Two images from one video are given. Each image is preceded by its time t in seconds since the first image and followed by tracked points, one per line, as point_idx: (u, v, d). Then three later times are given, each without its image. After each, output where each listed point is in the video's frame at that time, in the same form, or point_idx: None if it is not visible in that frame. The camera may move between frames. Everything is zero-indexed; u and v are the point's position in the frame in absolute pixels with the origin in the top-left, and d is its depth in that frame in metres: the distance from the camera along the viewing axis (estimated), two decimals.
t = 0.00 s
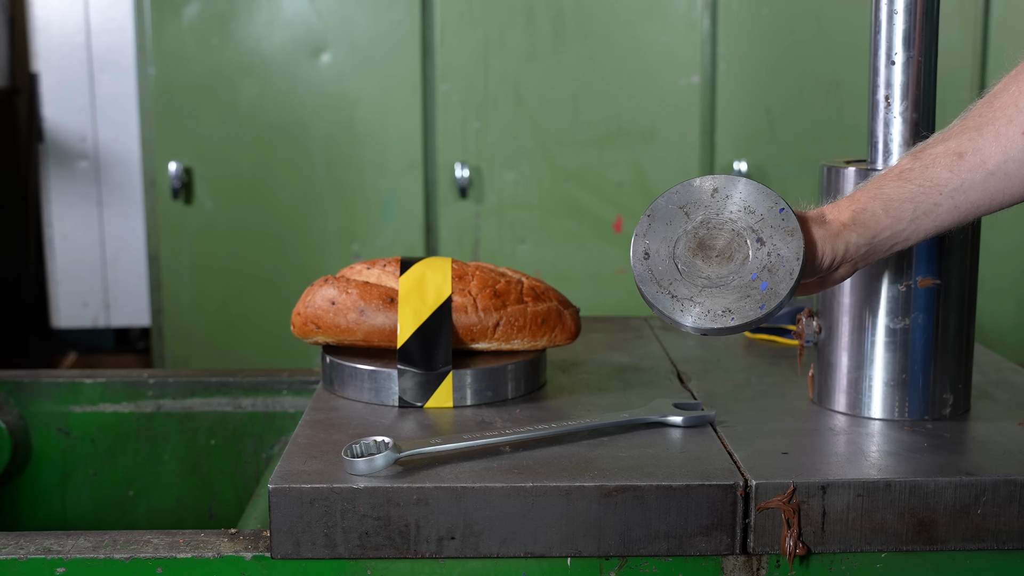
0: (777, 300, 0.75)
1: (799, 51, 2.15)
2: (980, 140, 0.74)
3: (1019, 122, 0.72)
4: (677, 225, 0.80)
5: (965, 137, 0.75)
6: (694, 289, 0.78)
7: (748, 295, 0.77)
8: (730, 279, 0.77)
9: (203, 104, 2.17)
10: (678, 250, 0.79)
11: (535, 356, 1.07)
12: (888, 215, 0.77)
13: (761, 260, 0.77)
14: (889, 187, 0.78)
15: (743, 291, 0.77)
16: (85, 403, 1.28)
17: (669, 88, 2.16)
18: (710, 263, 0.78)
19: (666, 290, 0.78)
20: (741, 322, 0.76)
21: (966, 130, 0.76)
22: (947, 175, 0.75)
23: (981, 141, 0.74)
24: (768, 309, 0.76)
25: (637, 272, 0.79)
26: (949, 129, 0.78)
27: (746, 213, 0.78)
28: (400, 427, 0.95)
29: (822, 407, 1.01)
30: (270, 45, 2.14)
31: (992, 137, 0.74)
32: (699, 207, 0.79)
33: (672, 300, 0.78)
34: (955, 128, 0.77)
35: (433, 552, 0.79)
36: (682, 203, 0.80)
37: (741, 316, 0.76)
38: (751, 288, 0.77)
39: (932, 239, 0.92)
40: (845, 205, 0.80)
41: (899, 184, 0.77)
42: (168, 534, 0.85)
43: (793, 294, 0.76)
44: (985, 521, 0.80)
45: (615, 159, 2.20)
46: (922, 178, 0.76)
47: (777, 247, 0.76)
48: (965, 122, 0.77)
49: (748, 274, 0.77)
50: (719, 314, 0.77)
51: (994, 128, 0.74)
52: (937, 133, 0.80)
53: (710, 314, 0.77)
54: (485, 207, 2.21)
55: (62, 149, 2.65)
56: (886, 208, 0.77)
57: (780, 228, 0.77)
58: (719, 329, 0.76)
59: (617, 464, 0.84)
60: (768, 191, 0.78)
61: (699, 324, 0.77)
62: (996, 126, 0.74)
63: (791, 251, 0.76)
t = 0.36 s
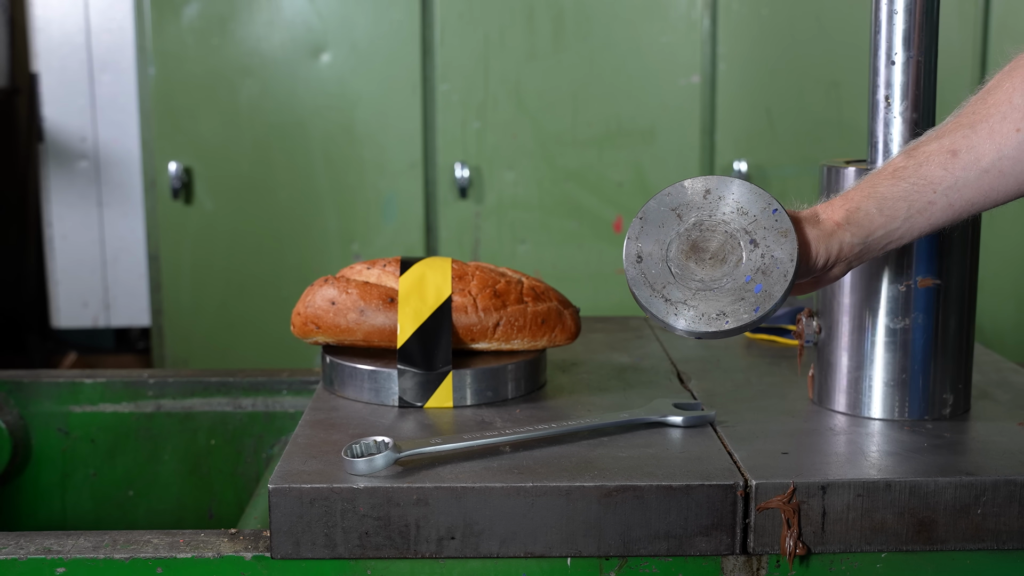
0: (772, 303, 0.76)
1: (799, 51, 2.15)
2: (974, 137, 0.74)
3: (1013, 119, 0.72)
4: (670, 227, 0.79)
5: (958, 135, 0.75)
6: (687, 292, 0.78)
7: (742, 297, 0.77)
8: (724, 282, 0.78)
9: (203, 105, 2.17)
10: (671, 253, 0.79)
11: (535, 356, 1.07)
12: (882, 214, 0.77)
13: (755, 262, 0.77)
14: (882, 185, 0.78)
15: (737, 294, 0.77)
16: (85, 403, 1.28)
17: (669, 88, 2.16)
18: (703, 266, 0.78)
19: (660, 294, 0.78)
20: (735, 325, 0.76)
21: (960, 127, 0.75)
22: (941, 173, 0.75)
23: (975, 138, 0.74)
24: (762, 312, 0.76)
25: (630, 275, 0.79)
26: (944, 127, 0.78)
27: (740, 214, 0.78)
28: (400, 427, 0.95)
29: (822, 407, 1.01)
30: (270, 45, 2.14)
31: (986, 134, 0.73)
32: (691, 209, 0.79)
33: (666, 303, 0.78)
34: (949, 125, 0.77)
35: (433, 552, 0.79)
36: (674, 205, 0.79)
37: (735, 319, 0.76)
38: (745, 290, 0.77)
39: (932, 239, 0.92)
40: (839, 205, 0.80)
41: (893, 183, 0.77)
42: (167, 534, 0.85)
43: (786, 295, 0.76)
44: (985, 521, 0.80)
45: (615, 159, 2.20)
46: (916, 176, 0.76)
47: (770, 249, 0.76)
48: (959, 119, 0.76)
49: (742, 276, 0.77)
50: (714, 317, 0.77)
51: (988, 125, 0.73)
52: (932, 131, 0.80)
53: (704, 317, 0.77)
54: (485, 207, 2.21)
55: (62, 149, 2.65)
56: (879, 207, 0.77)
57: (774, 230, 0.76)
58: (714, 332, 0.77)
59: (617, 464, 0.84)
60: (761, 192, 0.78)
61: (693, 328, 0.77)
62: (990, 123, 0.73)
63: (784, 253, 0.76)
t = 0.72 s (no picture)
0: (770, 294, 0.75)
1: (799, 51, 2.15)
2: (976, 131, 0.74)
3: (1014, 112, 0.72)
4: (668, 218, 0.79)
5: (960, 128, 0.75)
6: (684, 282, 0.77)
7: (739, 289, 0.76)
8: (721, 272, 0.77)
9: (203, 104, 2.17)
10: (668, 243, 0.78)
11: (536, 356, 1.07)
12: (881, 206, 0.76)
13: (753, 253, 0.76)
14: (882, 177, 0.77)
15: (735, 285, 0.76)
16: (85, 403, 1.28)
17: (669, 88, 2.16)
18: (700, 256, 0.78)
19: (656, 284, 0.77)
20: (732, 316, 0.75)
21: (962, 121, 0.75)
22: (941, 166, 0.75)
23: (976, 132, 0.74)
24: (759, 303, 0.75)
25: (628, 264, 0.78)
26: (945, 120, 0.78)
27: (738, 205, 0.78)
28: (400, 427, 0.95)
29: (822, 407, 1.01)
30: (270, 45, 2.14)
31: (988, 128, 0.73)
32: (689, 199, 0.79)
33: (663, 294, 0.77)
34: (951, 118, 0.77)
35: (433, 552, 0.79)
36: (672, 196, 0.79)
37: (732, 310, 0.76)
38: (742, 281, 0.76)
39: (931, 238, 0.92)
40: (839, 197, 0.79)
41: (893, 175, 0.77)
42: (167, 534, 0.85)
43: (784, 287, 0.76)
44: (985, 521, 0.80)
45: (615, 159, 2.20)
46: (916, 170, 0.76)
47: (768, 239, 0.76)
48: (961, 112, 0.76)
49: (740, 266, 0.76)
50: (710, 308, 0.76)
51: (990, 118, 0.73)
52: (933, 124, 0.80)
53: (701, 307, 0.76)
54: (485, 207, 2.21)
55: (62, 149, 2.65)
56: (879, 199, 0.76)
57: (772, 220, 0.76)
58: (710, 323, 0.76)
59: (617, 464, 0.84)
60: (759, 183, 0.78)
61: (690, 318, 0.76)
62: (991, 117, 0.73)
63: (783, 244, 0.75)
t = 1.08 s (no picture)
0: (788, 310, 0.73)
1: (799, 51, 2.15)
2: (995, 145, 0.74)
3: None
4: (683, 236, 0.78)
5: (978, 143, 0.75)
6: (701, 300, 0.76)
7: (757, 306, 0.75)
8: (739, 290, 0.76)
9: (203, 105, 2.17)
10: (684, 261, 0.77)
11: (536, 356, 1.07)
12: (901, 223, 0.76)
13: (770, 270, 0.75)
14: (901, 194, 0.77)
15: (752, 302, 0.75)
16: (85, 403, 1.28)
17: (669, 88, 2.16)
18: (717, 274, 0.77)
19: (673, 302, 0.76)
20: (749, 333, 0.73)
21: (980, 136, 0.75)
22: (961, 181, 0.75)
23: (996, 146, 0.74)
24: (777, 319, 0.73)
25: (643, 284, 0.77)
26: (961, 137, 0.78)
27: (754, 222, 0.77)
28: (400, 427, 0.95)
29: (822, 407, 1.01)
30: (270, 45, 2.14)
31: (1007, 142, 0.73)
32: (704, 218, 0.78)
33: (680, 312, 0.76)
34: (968, 134, 0.77)
35: (433, 552, 0.79)
36: (687, 215, 0.79)
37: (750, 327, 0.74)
38: (760, 298, 0.75)
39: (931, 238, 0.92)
40: (856, 214, 0.78)
41: (911, 191, 0.76)
42: (167, 534, 0.85)
43: (802, 304, 0.74)
44: (985, 521, 0.80)
45: (615, 159, 2.20)
46: (935, 185, 0.76)
47: (785, 255, 0.75)
48: (979, 128, 0.76)
49: (757, 284, 0.75)
50: (728, 325, 0.74)
51: (1009, 132, 0.73)
52: (948, 141, 0.80)
53: (718, 324, 0.74)
54: (485, 207, 2.21)
55: (62, 149, 2.65)
56: (898, 215, 0.76)
57: (788, 236, 0.75)
58: (728, 340, 0.74)
59: (617, 464, 0.84)
60: (775, 200, 0.77)
61: (707, 335, 0.74)
62: (1010, 131, 0.73)
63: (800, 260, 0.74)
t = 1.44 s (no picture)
0: (802, 319, 0.73)
1: (799, 50, 2.15)
2: (1008, 153, 0.74)
3: None
4: (697, 246, 0.78)
5: (991, 151, 0.75)
6: (715, 309, 0.75)
7: (771, 315, 0.74)
8: (753, 299, 0.75)
9: (203, 105, 2.17)
10: (698, 270, 0.77)
11: (536, 356, 1.07)
12: (914, 231, 0.76)
13: (784, 279, 0.75)
14: (914, 203, 0.77)
15: (766, 311, 0.74)
16: (85, 403, 1.28)
17: (669, 88, 2.16)
18: (731, 283, 0.76)
19: (687, 311, 0.76)
20: (764, 342, 0.73)
21: (993, 145, 0.76)
22: (974, 190, 0.75)
23: (1009, 154, 0.74)
24: (792, 328, 0.73)
25: (657, 293, 0.77)
26: (974, 145, 0.78)
27: (767, 232, 0.77)
28: (399, 427, 0.95)
29: (822, 407, 1.01)
30: (270, 45, 2.14)
31: (1020, 150, 0.74)
32: (718, 227, 0.78)
33: (693, 321, 0.75)
34: (981, 143, 0.77)
35: (433, 552, 0.79)
36: (701, 224, 0.79)
37: (765, 336, 0.73)
38: (774, 307, 0.74)
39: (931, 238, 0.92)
40: (870, 223, 0.78)
41: (925, 200, 0.76)
42: (167, 534, 0.85)
43: (817, 314, 0.74)
44: (985, 521, 0.80)
45: (615, 159, 2.20)
46: (948, 194, 0.76)
47: (799, 264, 0.74)
48: (991, 137, 0.76)
49: (771, 292, 0.75)
50: (742, 334, 0.74)
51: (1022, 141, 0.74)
52: (960, 151, 0.80)
53: (732, 334, 0.74)
54: (485, 207, 2.21)
55: (62, 149, 2.65)
56: (912, 224, 0.76)
57: (803, 245, 0.75)
58: (743, 349, 0.73)
59: (617, 464, 0.84)
60: (788, 210, 0.78)
61: (720, 344, 0.74)
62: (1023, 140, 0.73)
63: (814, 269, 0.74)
